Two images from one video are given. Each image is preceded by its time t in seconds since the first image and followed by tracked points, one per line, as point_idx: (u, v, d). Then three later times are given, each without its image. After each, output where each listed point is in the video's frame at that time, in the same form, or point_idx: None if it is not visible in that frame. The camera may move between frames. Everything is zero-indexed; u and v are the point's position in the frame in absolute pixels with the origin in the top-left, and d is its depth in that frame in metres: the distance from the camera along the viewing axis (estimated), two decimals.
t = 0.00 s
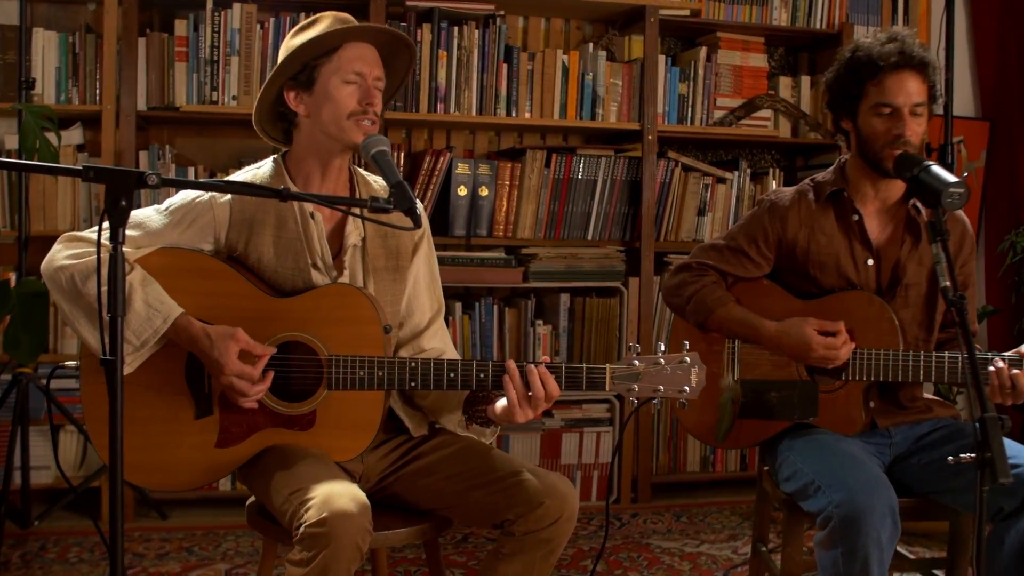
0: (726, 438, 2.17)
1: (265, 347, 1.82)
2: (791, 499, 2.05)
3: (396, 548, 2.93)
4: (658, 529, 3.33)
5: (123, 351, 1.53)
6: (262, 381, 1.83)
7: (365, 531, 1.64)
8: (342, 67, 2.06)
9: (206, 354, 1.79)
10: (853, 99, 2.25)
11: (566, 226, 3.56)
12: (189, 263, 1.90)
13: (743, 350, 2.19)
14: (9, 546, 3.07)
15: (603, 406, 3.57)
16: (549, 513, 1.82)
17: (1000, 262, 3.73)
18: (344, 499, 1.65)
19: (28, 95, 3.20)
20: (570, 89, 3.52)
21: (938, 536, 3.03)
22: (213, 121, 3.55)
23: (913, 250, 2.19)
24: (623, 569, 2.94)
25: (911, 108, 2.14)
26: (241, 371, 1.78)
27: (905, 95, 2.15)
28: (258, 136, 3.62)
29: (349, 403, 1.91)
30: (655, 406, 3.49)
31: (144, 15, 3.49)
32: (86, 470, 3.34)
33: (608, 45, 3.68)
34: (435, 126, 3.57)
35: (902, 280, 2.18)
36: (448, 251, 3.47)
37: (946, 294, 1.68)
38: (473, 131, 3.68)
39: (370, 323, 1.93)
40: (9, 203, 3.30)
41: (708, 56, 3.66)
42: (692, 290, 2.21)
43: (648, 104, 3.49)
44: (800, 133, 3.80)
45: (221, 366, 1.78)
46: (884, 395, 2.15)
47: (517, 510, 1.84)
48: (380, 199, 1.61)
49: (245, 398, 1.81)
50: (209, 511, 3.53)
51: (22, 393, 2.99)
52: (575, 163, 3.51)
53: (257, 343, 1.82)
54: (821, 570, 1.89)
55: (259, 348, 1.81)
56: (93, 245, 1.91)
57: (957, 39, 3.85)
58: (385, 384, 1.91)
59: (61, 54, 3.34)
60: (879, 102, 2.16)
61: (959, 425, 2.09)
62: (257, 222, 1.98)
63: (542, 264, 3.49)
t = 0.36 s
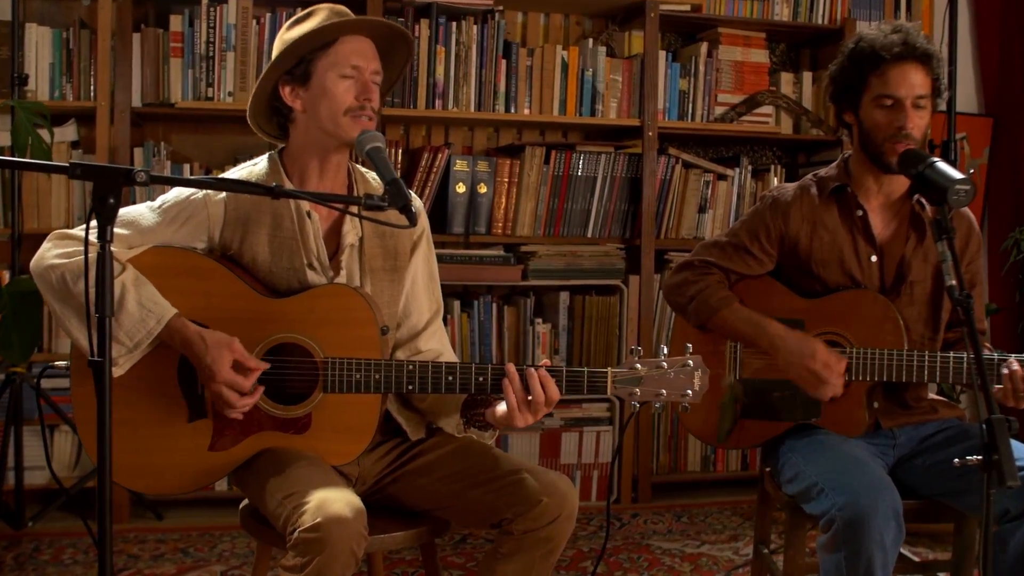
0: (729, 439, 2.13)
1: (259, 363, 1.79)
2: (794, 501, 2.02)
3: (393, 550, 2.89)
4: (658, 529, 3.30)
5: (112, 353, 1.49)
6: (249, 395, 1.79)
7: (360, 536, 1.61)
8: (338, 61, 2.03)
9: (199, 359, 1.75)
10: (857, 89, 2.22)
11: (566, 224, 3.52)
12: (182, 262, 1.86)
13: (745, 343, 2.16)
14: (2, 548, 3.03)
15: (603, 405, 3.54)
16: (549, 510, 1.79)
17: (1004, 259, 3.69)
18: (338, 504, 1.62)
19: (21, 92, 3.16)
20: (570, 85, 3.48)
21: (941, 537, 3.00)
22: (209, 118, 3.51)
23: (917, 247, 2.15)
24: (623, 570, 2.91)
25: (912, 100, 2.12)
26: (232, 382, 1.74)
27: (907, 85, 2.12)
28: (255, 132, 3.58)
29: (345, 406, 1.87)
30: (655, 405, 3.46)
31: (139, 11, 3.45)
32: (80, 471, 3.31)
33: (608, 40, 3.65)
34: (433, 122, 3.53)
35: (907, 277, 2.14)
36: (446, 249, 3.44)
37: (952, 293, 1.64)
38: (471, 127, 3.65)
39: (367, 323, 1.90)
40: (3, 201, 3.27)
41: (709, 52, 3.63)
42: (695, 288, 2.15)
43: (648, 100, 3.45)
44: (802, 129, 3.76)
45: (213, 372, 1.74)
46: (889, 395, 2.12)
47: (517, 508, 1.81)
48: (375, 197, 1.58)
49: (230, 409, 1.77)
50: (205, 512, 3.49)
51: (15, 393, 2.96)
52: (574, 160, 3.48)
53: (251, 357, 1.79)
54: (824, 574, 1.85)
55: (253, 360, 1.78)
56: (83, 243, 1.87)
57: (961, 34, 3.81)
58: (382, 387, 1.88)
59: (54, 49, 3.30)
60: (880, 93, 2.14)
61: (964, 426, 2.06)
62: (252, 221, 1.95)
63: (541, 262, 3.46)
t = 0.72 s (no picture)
0: (726, 436, 2.10)
1: (245, 353, 1.76)
2: (792, 499, 1.99)
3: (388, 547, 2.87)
4: (656, 527, 3.27)
5: (96, 350, 1.46)
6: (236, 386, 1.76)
7: (350, 536, 1.59)
8: (314, 50, 1.99)
9: (182, 352, 1.73)
10: (864, 82, 2.19)
11: (562, 219, 3.49)
12: (167, 258, 1.84)
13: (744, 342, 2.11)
14: None
15: (600, 402, 3.51)
16: (544, 517, 1.76)
17: (1004, 254, 3.66)
18: (327, 504, 1.60)
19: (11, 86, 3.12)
20: (566, 78, 3.45)
21: (941, 534, 2.97)
22: (202, 112, 3.47)
23: (920, 243, 2.12)
24: (621, 568, 2.88)
25: (923, 90, 2.08)
26: (215, 373, 1.72)
27: (921, 77, 2.09)
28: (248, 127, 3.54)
29: (335, 401, 1.85)
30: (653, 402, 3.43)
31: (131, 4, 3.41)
32: (73, 469, 3.27)
33: (604, 33, 3.61)
34: (429, 116, 3.50)
35: (909, 273, 2.11)
36: (442, 244, 3.40)
37: (953, 288, 1.62)
38: (467, 121, 3.61)
39: (354, 317, 1.87)
40: None
41: (707, 44, 3.59)
42: (693, 291, 2.12)
43: (645, 93, 3.42)
44: (801, 123, 3.72)
45: (196, 363, 1.72)
46: (889, 392, 2.08)
47: (511, 513, 1.78)
48: (366, 190, 1.55)
49: (217, 402, 1.74)
50: (199, 510, 3.46)
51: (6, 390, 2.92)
52: (571, 154, 3.44)
53: (237, 348, 1.76)
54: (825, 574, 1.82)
55: (238, 351, 1.75)
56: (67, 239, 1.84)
57: (961, 27, 3.77)
58: (371, 381, 1.85)
59: (45, 43, 3.25)
60: (890, 83, 2.11)
61: (967, 423, 2.03)
62: (238, 214, 1.92)
63: (537, 257, 3.42)
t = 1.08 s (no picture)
0: (723, 433, 2.07)
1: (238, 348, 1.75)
2: (790, 497, 1.96)
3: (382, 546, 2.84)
4: (652, 524, 3.25)
5: (80, 347, 1.43)
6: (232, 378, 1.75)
7: (340, 538, 1.56)
8: (342, 73, 1.90)
9: (176, 350, 1.70)
10: (866, 78, 2.14)
11: (558, 214, 3.45)
12: (153, 255, 1.81)
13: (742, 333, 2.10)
14: None
15: (595, 398, 3.48)
16: (538, 516, 1.73)
17: (1003, 249, 3.63)
18: (316, 505, 1.57)
19: None
20: (561, 71, 3.41)
21: (939, 531, 2.95)
22: (193, 106, 3.43)
23: (919, 236, 2.09)
24: (616, 566, 2.86)
25: (927, 90, 2.05)
26: (211, 368, 1.71)
27: (923, 76, 2.05)
28: (240, 121, 3.50)
29: (326, 400, 1.82)
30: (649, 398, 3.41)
31: None
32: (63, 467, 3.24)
33: (600, 26, 3.58)
34: (423, 110, 3.47)
35: (908, 267, 2.08)
36: (436, 239, 3.37)
37: (954, 283, 1.59)
38: (461, 115, 3.58)
39: (345, 314, 1.83)
40: None
41: (703, 38, 3.55)
42: (689, 283, 2.09)
43: (641, 87, 3.38)
44: (798, 117, 3.69)
45: (191, 361, 1.70)
46: (888, 389, 2.06)
47: (503, 514, 1.75)
48: (355, 184, 1.52)
49: (213, 395, 1.73)
50: (191, 508, 3.43)
51: None
52: (566, 148, 3.41)
53: (229, 342, 1.75)
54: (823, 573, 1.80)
55: (231, 347, 1.74)
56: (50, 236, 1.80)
57: (959, 20, 3.73)
58: (363, 380, 1.82)
59: (35, 36, 3.20)
60: (893, 84, 2.06)
61: (966, 421, 2.00)
62: (225, 211, 1.89)
63: (532, 252, 3.39)
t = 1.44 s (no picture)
0: (718, 433, 2.05)
1: (222, 343, 1.69)
2: (786, 498, 1.94)
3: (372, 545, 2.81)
4: (646, 523, 3.22)
5: (58, 348, 1.38)
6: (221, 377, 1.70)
7: (327, 543, 1.53)
8: (327, 54, 1.87)
9: (158, 352, 1.67)
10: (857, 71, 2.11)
11: (551, 210, 3.42)
12: (137, 252, 1.78)
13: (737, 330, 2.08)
14: None
15: (589, 396, 3.45)
16: (528, 507, 1.70)
17: (1000, 246, 3.60)
18: (302, 510, 1.54)
19: None
20: (554, 66, 3.37)
21: (935, 530, 2.93)
22: (182, 101, 3.38)
23: (917, 234, 2.05)
24: (610, 566, 2.83)
25: (920, 85, 2.01)
26: (196, 369, 1.66)
27: (919, 70, 2.01)
28: (230, 116, 3.46)
29: (313, 402, 1.78)
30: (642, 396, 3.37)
31: None
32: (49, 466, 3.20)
33: (593, 20, 3.55)
34: (414, 105, 3.42)
35: (906, 266, 2.05)
36: (427, 236, 3.33)
37: (953, 281, 1.55)
38: (453, 110, 3.54)
39: (334, 312, 1.80)
40: None
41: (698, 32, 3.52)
42: (685, 273, 2.08)
43: (635, 82, 3.35)
44: (793, 112, 3.65)
45: (174, 363, 1.66)
46: (885, 388, 2.02)
47: (492, 505, 1.72)
48: (341, 179, 1.48)
49: (201, 398, 1.68)
50: (180, 507, 3.39)
51: None
52: (559, 143, 3.37)
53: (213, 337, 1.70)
54: None
55: (214, 343, 1.68)
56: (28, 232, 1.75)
57: (956, 15, 3.70)
58: (352, 383, 1.78)
59: (21, 30, 3.15)
60: (886, 78, 2.03)
61: (965, 421, 1.97)
62: (211, 206, 1.85)
63: (526, 248, 3.35)
